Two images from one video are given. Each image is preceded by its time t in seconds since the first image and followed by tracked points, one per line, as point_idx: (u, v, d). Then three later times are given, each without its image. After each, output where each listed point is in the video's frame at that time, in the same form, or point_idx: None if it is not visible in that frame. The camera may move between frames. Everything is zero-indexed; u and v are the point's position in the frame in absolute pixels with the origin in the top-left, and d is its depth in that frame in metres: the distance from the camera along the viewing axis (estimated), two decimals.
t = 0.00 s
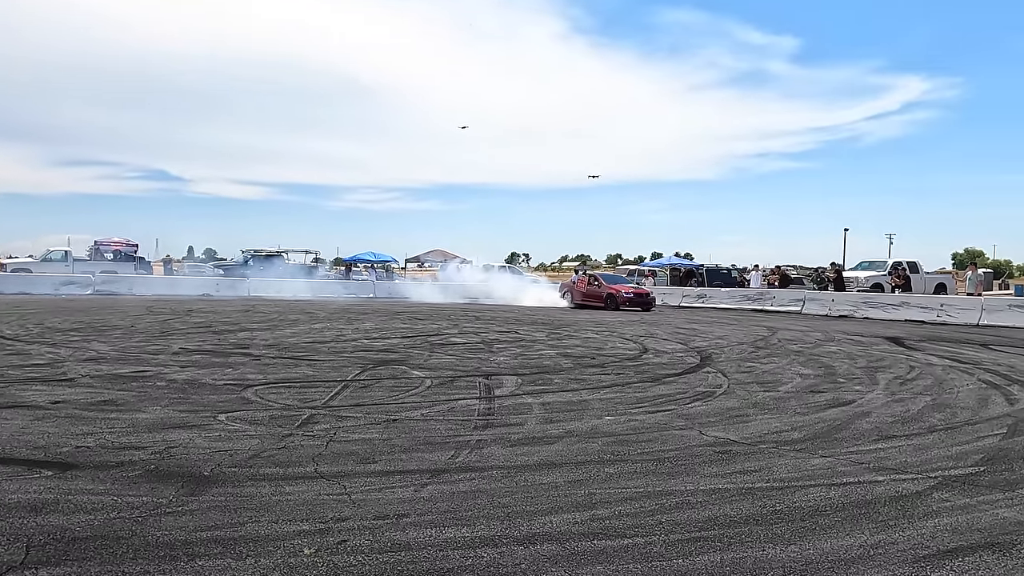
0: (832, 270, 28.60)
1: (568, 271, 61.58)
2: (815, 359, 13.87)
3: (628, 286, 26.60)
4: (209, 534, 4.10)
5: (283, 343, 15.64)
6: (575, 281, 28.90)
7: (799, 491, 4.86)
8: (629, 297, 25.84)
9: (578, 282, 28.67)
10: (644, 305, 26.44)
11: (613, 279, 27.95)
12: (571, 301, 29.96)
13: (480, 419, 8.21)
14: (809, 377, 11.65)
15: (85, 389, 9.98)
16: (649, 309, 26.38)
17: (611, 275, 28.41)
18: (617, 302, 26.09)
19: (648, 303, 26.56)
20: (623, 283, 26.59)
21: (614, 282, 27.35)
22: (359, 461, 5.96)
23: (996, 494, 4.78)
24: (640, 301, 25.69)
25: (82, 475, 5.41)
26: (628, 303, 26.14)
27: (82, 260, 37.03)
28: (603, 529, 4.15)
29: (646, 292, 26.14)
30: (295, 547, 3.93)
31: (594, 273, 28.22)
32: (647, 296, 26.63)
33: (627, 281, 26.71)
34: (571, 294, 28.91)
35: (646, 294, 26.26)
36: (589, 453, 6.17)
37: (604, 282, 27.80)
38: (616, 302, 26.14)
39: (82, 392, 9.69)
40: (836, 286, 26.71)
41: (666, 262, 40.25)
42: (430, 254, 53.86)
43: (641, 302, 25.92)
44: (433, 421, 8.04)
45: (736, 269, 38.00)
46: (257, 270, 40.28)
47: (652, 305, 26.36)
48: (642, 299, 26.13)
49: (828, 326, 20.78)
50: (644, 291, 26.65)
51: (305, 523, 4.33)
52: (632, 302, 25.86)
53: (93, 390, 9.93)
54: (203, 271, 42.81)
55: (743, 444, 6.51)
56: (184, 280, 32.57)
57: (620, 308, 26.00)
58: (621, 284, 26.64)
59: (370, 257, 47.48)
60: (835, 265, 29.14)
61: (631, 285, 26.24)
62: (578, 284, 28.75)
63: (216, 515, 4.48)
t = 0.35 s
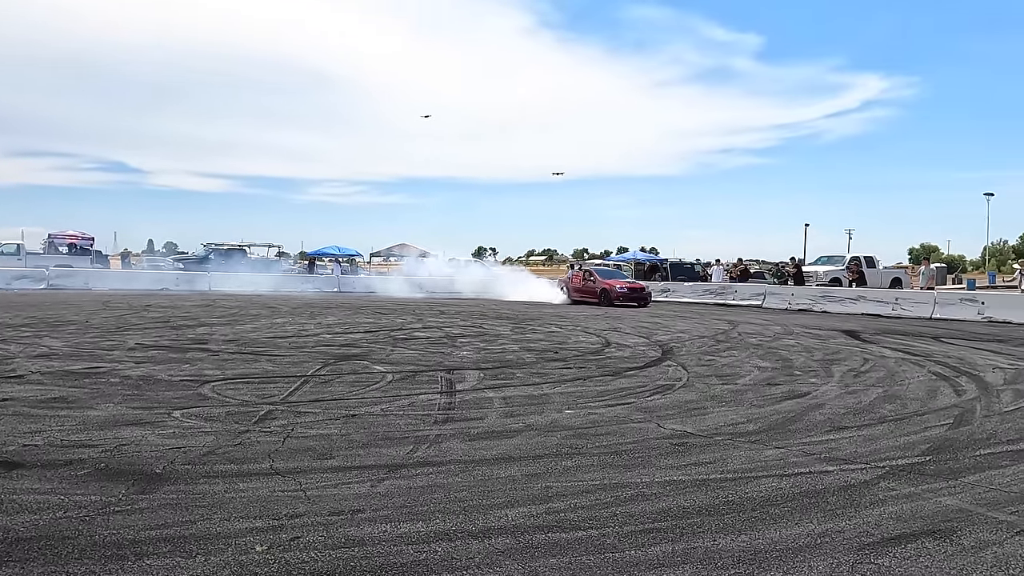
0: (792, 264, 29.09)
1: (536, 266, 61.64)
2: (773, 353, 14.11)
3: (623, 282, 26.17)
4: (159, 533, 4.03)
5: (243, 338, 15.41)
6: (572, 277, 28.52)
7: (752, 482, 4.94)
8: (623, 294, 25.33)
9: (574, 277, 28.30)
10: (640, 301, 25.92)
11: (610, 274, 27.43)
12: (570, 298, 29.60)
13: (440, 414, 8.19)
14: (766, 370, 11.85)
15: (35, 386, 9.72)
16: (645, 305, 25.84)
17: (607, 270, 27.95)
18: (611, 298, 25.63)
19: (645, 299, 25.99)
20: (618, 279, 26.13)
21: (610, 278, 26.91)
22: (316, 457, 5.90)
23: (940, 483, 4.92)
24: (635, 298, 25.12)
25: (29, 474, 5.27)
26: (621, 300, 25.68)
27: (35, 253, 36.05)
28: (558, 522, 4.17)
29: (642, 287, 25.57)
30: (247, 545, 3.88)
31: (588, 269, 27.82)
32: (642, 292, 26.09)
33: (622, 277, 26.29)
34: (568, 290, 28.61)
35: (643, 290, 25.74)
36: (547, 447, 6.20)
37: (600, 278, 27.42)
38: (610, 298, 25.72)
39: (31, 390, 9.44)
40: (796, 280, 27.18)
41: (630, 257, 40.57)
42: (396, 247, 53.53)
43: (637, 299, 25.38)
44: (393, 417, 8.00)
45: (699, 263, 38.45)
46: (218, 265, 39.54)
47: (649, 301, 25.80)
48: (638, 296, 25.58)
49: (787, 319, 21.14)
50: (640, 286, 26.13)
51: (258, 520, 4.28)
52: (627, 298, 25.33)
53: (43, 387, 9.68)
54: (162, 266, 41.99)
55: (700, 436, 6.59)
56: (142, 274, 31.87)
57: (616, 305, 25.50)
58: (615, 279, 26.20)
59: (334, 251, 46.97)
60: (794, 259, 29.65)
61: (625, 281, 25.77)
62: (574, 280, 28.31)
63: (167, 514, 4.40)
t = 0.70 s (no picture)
0: (757, 259, 29.49)
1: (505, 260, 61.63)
2: (737, 346, 14.30)
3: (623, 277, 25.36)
4: (114, 530, 3.97)
5: (207, 332, 15.19)
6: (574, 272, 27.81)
7: (712, 473, 5.01)
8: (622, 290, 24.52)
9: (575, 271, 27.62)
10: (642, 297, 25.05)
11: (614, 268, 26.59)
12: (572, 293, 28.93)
13: (405, 408, 8.17)
14: (730, 363, 12.02)
15: None
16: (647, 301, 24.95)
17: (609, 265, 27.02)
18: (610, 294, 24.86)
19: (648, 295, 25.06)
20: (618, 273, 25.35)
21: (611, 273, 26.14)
22: (277, 452, 5.85)
23: (894, 472, 5.05)
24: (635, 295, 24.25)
25: None
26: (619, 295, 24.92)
27: None
28: (519, 514, 4.19)
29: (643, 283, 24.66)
30: (205, 541, 3.84)
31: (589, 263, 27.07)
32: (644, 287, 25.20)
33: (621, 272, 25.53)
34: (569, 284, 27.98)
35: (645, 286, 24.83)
36: (511, 440, 6.22)
37: (601, 272, 26.67)
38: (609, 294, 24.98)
39: None
40: (761, 275, 27.55)
41: (598, 251, 40.76)
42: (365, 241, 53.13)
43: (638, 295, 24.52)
44: (358, 411, 7.96)
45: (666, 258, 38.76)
46: (182, 259, 38.85)
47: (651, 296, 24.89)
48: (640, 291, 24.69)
49: (751, 313, 21.44)
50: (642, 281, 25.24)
51: (217, 516, 4.23)
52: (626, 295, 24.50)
53: None
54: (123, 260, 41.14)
55: (662, 428, 6.67)
56: (103, 268, 31.22)
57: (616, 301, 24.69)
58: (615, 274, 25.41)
59: (301, 244, 46.42)
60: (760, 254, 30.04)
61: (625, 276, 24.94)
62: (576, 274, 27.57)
63: (123, 510, 4.33)
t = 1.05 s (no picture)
0: (727, 253, 29.81)
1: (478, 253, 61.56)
2: (706, 338, 14.46)
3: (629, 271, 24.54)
4: (75, 526, 3.92)
5: (174, 326, 14.99)
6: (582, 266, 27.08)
7: (677, 463, 5.08)
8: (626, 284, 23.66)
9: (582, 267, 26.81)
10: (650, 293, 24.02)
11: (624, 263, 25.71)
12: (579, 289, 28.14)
13: (375, 401, 8.16)
14: (699, 355, 12.15)
15: None
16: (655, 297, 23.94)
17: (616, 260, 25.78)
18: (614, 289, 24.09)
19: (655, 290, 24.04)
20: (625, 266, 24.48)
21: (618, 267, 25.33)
22: (244, 446, 5.80)
23: (855, 460, 5.15)
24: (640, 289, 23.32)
25: None
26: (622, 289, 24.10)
27: None
28: (486, 505, 4.21)
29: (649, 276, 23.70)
30: (168, 535, 3.81)
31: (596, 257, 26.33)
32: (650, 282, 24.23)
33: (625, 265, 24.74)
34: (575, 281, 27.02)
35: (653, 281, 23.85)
36: (480, 432, 6.24)
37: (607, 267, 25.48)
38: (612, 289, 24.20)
39: None
40: (731, 268, 27.85)
41: (571, 244, 40.91)
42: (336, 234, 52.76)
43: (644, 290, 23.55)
44: (327, 404, 7.93)
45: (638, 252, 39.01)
46: (150, 252, 38.24)
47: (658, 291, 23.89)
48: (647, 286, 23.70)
49: (721, 306, 21.67)
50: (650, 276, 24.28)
51: (181, 510, 4.19)
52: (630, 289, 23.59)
53: None
54: (89, 253, 40.42)
55: (630, 419, 6.73)
56: (67, 261, 30.61)
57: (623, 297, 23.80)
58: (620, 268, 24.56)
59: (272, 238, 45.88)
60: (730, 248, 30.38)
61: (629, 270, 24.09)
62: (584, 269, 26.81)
63: (85, 506, 4.27)
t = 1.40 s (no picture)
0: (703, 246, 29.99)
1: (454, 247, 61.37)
2: (682, 331, 14.58)
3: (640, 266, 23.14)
4: (44, 522, 3.86)
5: (146, 320, 14.78)
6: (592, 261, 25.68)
7: (652, 454, 5.12)
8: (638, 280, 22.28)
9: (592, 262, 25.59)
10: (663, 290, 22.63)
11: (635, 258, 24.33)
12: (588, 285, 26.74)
13: (350, 394, 8.11)
14: (674, 348, 12.24)
15: None
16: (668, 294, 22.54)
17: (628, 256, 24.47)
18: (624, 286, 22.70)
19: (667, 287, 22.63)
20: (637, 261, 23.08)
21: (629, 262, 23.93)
22: (218, 441, 5.75)
23: (825, 450, 5.23)
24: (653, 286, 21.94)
25: None
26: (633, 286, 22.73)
27: None
28: (461, 497, 4.22)
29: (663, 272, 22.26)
30: (140, 531, 3.77)
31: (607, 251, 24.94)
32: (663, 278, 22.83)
33: (636, 261, 23.31)
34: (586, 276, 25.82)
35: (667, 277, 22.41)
36: (456, 425, 6.23)
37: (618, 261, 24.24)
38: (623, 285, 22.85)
39: None
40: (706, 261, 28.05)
41: (548, 238, 40.95)
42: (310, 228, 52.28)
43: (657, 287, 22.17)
44: (301, 398, 7.89)
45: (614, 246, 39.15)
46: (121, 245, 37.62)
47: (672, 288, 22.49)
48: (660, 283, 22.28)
49: (696, 299, 21.84)
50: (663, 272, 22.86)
51: (153, 506, 4.15)
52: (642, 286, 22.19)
53: None
54: (58, 246, 39.67)
55: (606, 411, 6.77)
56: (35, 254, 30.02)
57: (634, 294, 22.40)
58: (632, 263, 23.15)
59: (246, 231, 45.35)
60: (705, 241, 30.58)
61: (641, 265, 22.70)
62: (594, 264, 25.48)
63: (54, 502, 4.21)
